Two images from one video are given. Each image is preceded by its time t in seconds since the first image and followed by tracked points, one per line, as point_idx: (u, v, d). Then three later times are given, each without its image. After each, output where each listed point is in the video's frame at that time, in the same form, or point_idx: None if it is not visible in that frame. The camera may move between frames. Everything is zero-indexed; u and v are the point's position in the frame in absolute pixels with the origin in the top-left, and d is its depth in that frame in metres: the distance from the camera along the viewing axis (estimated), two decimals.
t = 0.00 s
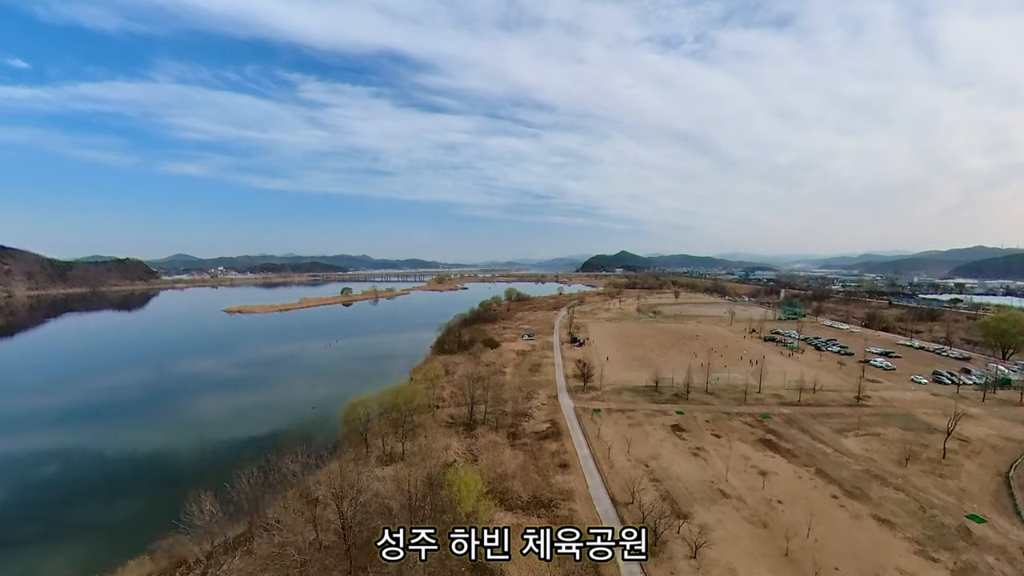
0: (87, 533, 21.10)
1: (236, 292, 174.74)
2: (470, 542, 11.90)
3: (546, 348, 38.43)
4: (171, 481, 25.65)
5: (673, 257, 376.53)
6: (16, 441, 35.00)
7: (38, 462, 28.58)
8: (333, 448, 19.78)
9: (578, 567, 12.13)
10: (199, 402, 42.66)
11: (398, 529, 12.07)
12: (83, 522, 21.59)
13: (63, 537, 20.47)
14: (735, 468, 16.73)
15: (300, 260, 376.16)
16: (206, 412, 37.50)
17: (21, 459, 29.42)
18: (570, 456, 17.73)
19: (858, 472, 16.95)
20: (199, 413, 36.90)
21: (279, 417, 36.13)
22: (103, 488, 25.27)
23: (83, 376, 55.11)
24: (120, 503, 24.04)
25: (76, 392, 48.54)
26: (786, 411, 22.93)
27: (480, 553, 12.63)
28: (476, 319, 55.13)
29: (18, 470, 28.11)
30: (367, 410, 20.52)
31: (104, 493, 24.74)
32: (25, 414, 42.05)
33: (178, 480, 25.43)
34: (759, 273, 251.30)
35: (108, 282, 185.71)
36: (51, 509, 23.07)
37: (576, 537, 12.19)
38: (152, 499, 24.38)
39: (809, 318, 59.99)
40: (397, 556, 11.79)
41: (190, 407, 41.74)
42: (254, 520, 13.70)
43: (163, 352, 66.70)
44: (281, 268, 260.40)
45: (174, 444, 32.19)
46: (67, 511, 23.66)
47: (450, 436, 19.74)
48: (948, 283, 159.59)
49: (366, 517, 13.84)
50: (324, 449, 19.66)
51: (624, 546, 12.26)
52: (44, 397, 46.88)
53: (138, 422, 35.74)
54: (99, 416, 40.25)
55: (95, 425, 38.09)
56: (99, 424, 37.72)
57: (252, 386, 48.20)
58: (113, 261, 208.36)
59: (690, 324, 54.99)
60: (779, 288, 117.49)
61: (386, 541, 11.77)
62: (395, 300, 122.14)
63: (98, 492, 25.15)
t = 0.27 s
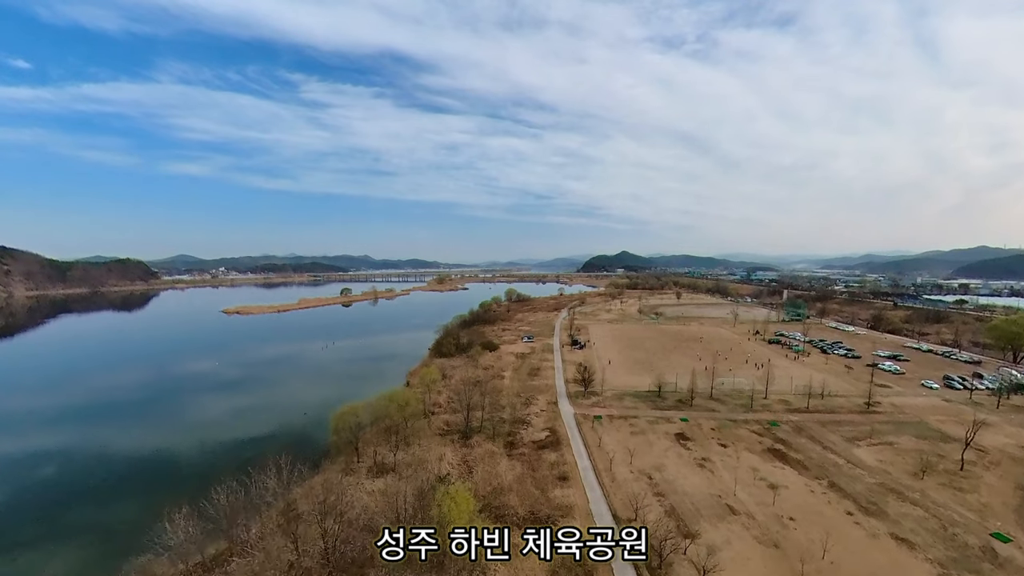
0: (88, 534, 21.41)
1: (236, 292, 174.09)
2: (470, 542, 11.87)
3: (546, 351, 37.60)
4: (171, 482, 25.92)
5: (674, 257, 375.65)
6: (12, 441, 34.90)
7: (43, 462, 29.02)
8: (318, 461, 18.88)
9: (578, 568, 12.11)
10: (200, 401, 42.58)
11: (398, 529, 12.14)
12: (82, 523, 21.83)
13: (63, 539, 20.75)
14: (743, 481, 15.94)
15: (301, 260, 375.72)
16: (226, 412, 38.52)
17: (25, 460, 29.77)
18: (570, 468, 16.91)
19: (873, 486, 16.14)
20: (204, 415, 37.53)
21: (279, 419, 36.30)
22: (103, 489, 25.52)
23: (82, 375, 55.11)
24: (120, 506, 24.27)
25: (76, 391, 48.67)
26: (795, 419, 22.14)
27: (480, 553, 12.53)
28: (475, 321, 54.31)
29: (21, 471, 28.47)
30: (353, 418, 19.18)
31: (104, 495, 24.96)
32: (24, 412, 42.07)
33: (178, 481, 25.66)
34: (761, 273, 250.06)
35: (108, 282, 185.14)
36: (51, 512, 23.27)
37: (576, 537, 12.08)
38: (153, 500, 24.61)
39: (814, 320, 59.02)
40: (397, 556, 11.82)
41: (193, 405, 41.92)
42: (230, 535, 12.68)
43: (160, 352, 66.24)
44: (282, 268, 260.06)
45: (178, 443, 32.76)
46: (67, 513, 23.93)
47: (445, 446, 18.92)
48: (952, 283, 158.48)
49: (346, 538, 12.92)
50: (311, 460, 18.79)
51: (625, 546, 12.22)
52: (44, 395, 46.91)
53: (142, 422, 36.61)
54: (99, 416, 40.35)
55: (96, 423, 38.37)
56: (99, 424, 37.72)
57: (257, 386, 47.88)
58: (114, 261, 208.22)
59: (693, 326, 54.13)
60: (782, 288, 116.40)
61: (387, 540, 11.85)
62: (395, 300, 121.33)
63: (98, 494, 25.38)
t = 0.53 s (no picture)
0: (89, 532, 21.25)
1: (236, 293, 173.43)
2: (470, 543, 11.64)
3: (546, 354, 36.78)
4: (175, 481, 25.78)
5: (675, 257, 374.84)
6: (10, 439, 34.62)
7: (47, 460, 28.94)
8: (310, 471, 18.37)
9: (578, 567, 12.21)
10: (202, 400, 42.21)
11: (398, 528, 11.92)
12: (85, 520, 21.73)
13: (63, 537, 20.62)
14: (752, 496, 15.20)
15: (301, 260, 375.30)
16: (231, 412, 38.46)
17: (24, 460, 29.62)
18: (569, 481, 16.13)
19: (889, 500, 15.36)
20: (208, 412, 37.41)
21: (284, 417, 36.21)
22: (104, 488, 25.36)
23: (81, 373, 54.74)
24: (121, 505, 24.13)
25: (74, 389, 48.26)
26: (804, 427, 21.36)
27: (480, 553, 12.45)
28: (474, 323, 53.48)
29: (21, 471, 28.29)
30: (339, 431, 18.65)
31: (106, 494, 24.83)
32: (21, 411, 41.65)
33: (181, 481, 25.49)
34: (762, 273, 249.28)
35: (108, 283, 184.49)
36: (51, 511, 23.09)
37: (577, 537, 12.05)
38: (155, 498, 24.40)
39: (817, 321, 58.22)
40: (396, 557, 11.55)
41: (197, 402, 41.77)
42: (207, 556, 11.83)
43: (158, 352, 65.70)
44: (282, 269, 259.09)
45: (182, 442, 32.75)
46: (69, 512, 23.81)
47: (439, 456, 18.14)
48: (955, 283, 157.72)
49: (334, 555, 11.97)
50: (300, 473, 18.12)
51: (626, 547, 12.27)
52: (44, 394, 46.71)
53: (143, 421, 36.42)
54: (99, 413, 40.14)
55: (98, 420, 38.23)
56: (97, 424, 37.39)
57: (260, 386, 47.42)
58: (113, 261, 207.77)
59: (695, 327, 53.32)
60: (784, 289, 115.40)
61: (386, 541, 11.62)
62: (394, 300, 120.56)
63: (100, 492, 25.23)
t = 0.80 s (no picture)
0: (91, 532, 21.28)
1: (236, 293, 172.93)
2: (470, 542, 11.69)
3: (546, 357, 35.99)
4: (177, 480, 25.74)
5: (676, 258, 374.03)
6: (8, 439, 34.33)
7: (50, 458, 28.86)
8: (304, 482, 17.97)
9: (579, 567, 12.25)
10: (204, 400, 41.91)
11: (398, 529, 11.93)
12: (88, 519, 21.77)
13: (65, 536, 20.63)
14: (763, 511, 14.45)
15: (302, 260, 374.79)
16: (236, 411, 38.19)
17: (26, 459, 29.45)
18: (569, 494, 15.40)
19: (908, 516, 14.55)
20: (212, 412, 37.17)
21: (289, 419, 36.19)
22: (107, 486, 25.37)
23: (79, 373, 54.41)
24: (125, 503, 24.35)
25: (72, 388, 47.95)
26: (814, 435, 20.54)
27: (480, 554, 12.60)
28: (473, 325, 52.70)
29: (23, 471, 28.11)
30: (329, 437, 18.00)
31: (108, 492, 24.84)
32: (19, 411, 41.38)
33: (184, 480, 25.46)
34: (764, 274, 248.29)
35: (108, 283, 183.97)
36: (55, 508, 23.37)
37: (577, 537, 12.06)
38: (157, 497, 24.40)
39: (822, 323, 57.38)
40: (397, 558, 11.52)
41: (201, 400, 41.52)
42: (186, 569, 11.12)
43: (156, 352, 65.19)
44: (283, 269, 258.55)
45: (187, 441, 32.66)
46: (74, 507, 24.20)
47: (433, 467, 17.42)
48: (958, 284, 156.88)
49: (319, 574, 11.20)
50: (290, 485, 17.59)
51: (625, 547, 12.34)
52: (45, 392, 46.81)
53: (146, 418, 36.87)
54: (101, 411, 40.03)
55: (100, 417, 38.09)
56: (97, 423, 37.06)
57: (262, 386, 46.92)
58: (113, 261, 207.24)
59: (698, 329, 52.56)
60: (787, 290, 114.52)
61: (386, 541, 11.58)
62: (394, 301, 119.82)
63: (103, 490, 25.23)
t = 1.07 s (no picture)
0: (92, 532, 22.24)
1: (237, 293, 172.60)
2: (470, 542, 12.20)
3: (547, 360, 35.24)
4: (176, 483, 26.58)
5: (678, 258, 373.05)
6: (10, 438, 34.83)
7: (58, 460, 30.10)
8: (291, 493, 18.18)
9: (578, 566, 12.28)
10: (205, 400, 42.65)
11: (398, 529, 12.18)
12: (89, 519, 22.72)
13: (71, 539, 21.46)
14: (775, 528, 13.66)
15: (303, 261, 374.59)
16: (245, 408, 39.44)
17: (34, 461, 30.83)
18: (570, 510, 14.68)
19: (928, 533, 13.75)
20: (213, 413, 38.31)
21: (289, 421, 36.97)
22: (111, 486, 26.43)
23: (78, 374, 54.40)
24: (132, 502, 25.13)
25: (71, 390, 48.02)
26: (826, 444, 19.73)
27: (480, 554, 12.89)
28: (472, 327, 51.93)
29: (31, 470, 29.42)
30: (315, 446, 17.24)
31: (110, 493, 25.81)
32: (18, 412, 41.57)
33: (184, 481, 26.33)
34: (766, 274, 247.23)
35: (109, 284, 183.34)
36: (66, 509, 24.42)
37: (576, 537, 12.47)
38: (158, 496, 25.21)
39: (827, 325, 56.53)
40: (396, 557, 11.77)
41: (203, 401, 42.49)
42: None
43: (154, 352, 64.97)
44: (284, 269, 258.31)
45: (192, 441, 34.04)
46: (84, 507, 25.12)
47: (428, 479, 16.72)
48: (963, 284, 155.84)
49: None
50: (278, 497, 17.16)
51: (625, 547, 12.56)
52: (52, 393, 47.60)
53: (152, 421, 37.76)
54: (102, 412, 40.62)
55: (103, 418, 38.93)
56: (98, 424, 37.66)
57: (264, 386, 47.05)
58: (114, 262, 207.51)
59: (701, 330, 51.84)
60: (790, 290, 113.68)
61: (386, 540, 11.85)
62: (394, 301, 119.20)
63: (107, 490, 26.35)
